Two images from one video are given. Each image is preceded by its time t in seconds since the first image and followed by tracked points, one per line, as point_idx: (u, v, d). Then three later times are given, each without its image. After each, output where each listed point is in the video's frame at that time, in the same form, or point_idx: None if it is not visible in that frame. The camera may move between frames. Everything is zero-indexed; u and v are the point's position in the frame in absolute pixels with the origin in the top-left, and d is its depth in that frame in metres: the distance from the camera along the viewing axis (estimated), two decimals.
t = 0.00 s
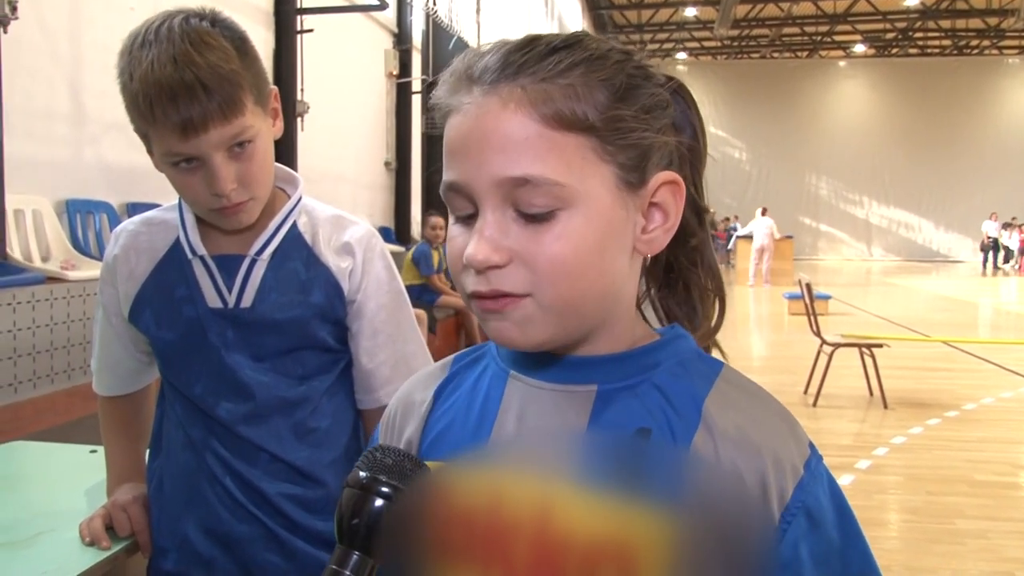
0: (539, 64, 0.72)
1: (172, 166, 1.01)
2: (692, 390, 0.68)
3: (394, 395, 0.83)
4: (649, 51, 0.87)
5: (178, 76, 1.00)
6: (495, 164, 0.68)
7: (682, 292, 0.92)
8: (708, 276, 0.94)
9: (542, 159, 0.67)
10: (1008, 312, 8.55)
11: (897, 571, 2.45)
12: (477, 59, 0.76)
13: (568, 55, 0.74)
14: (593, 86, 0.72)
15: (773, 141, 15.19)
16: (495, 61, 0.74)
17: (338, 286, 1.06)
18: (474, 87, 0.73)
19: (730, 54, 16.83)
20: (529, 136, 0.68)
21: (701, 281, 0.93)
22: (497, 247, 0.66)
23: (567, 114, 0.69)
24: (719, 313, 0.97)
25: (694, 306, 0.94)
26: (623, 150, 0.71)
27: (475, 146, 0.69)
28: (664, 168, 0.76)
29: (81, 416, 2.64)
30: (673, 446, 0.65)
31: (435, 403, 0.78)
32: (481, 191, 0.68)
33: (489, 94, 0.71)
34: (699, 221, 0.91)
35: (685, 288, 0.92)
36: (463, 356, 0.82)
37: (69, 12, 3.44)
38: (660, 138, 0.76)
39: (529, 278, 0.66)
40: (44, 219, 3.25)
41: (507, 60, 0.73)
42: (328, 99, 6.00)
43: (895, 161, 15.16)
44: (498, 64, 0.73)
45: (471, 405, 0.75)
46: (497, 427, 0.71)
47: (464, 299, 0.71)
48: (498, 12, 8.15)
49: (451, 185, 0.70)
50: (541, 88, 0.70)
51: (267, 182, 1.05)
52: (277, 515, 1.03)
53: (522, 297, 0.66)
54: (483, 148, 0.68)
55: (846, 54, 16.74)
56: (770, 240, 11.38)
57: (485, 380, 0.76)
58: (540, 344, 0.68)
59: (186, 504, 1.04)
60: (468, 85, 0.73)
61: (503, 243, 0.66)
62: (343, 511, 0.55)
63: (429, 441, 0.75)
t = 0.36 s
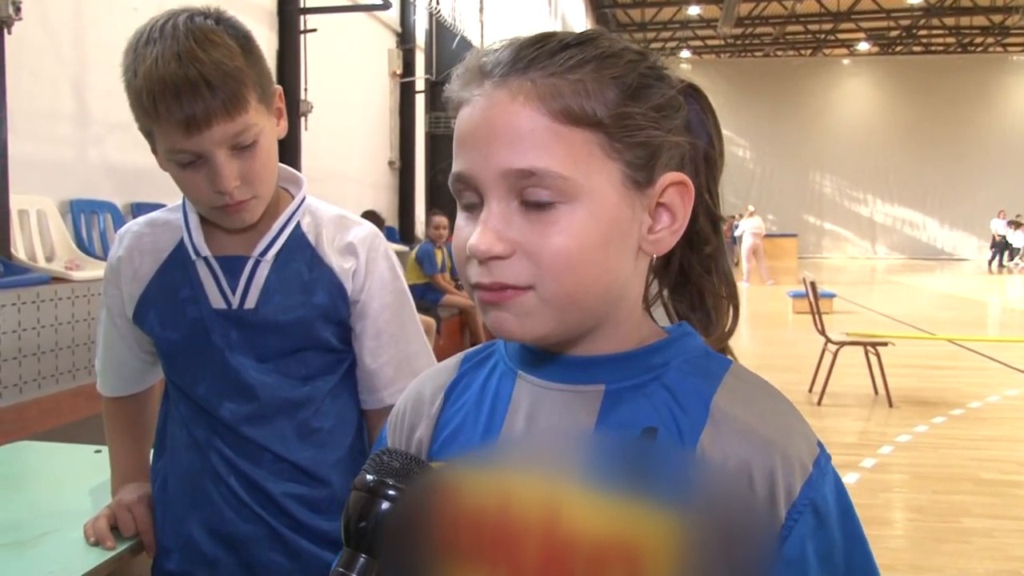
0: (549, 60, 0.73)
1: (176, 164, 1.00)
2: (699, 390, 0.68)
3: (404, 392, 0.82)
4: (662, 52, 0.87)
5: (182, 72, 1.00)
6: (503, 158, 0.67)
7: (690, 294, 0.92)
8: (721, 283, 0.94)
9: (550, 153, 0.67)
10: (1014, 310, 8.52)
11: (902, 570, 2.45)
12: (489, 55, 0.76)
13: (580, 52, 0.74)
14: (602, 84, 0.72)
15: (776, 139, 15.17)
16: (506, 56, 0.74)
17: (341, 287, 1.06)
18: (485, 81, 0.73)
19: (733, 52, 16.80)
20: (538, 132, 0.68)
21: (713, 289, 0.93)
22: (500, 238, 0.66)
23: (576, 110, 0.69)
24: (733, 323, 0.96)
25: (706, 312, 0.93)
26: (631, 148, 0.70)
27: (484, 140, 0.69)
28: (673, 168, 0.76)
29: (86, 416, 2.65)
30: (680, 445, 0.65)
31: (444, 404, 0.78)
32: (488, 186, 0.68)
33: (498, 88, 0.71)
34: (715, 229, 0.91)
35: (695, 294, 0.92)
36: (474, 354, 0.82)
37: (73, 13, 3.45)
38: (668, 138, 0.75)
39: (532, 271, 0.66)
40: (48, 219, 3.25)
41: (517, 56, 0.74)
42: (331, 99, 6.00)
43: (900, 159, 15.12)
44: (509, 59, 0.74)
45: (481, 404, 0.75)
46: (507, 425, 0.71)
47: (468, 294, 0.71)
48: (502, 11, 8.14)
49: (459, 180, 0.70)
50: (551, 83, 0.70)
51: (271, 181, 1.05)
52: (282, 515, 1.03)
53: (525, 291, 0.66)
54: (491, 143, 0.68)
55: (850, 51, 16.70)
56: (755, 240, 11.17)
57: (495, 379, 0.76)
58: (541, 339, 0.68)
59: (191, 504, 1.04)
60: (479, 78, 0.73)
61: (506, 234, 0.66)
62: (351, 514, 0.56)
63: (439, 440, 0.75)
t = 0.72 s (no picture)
0: (551, 59, 0.73)
1: (186, 163, 1.00)
2: (703, 391, 0.68)
3: (406, 391, 0.81)
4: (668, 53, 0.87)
5: (199, 72, 1.00)
6: (506, 157, 0.68)
7: (699, 293, 0.93)
8: (736, 285, 0.94)
9: (551, 149, 0.67)
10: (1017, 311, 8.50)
11: (904, 571, 2.45)
12: (492, 57, 0.77)
13: (582, 52, 0.74)
14: (605, 83, 0.72)
15: (779, 140, 15.16)
16: (508, 56, 0.74)
17: (345, 290, 1.06)
18: (489, 80, 0.73)
19: (736, 53, 16.79)
20: (542, 131, 0.68)
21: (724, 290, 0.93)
22: (500, 233, 0.66)
23: (575, 109, 0.69)
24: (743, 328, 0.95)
25: (719, 314, 0.94)
26: (633, 147, 0.70)
27: (488, 140, 0.69)
28: (676, 169, 0.76)
29: (89, 416, 2.66)
30: (685, 449, 0.65)
31: (448, 404, 0.77)
32: (490, 185, 0.68)
33: (502, 88, 0.71)
34: (727, 233, 0.90)
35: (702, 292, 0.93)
36: (479, 353, 0.81)
37: (75, 14, 3.45)
38: (672, 138, 0.75)
39: (533, 266, 0.66)
40: (51, 220, 3.26)
41: (520, 56, 0.74)
42: (334, 99, 6.01)
43: (902, 159, 15.10)
44: (513, 58, 0.74)
45: (486, 405, 0.74)
46: (512, 425, 0.71)
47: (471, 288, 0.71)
48: (504, 12, 8.15)
49: (464, 180, 0.70)
50: (551, 81, 0.70)
51: (278, 184, 1.05)
52: (283, 516, 1.03)
53: (525, 285, 0.66)
54: (495, 143, 0.69)
55: (852, 52, 16.68)
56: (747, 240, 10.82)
57: (499, 379, 0.76)
58: (538, 335, 0.68)
59: (192, 505, 1.04)
60: (483, 79, 0.74)
61: (505, 229, 0.66)
62: (350, 514, 0.55)
63: (445, 441, 0.74)
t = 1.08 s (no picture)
0: (563, 58, 0.73)
1: (195, 147, 0.99)
2: (708, 389, 0.68)
3: (407, 388, 0.81)
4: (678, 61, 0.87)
5: (233, 66, 1.00)
6: (516, 152, 0.68)
7: (710, 304, 0.93)
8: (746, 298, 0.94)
9: (559, 146, 0.67)
10: (1016, 310, 8.50)
11: (905, 571, 2.45)
12: (505, 55, 0.77)
13: (593, 52, 0.74)
14: (616, 83, 0.72)
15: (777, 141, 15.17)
16: (521, 54, 0.75)
17: (343, 293, 1.07)
18: (500, 78, 0.73)
19: (734, 54, 16.80)
20: (552, 128, 0.68)
21: (738, 302, 0.93)
22: (504, 226, 0.66)
23: (586, 107, 0.69)
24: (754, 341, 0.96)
25: (731, 325, 0.94)
26: (642, 146, 0.70)
27: (498, 135, 0.69)
28: (683, 172, 0.76)
29: (89, 419, 2.66)
30: (690, 449, 0.64)
31: (451, 404, 0.76)
32: (498, 180, 0.68)
33: (514, 84, 0.71)
34: (741, 246, 0.91)
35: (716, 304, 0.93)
36: (479, 354, 0.80)
37: (74, 16, 3.45)
38: (680, 140, 0.76)
39: (537, 261, 0.66)
40: (50, 222, 3.26)
41: (533, 53, 0.74)
42: (333, 101, 6.01)
43: (901, 159, 15.11)
44: (524, 56, 0.74)
45: (490, 404, 0.73)
46: (517, 423, 0.70)
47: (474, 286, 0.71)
48: (503, 13, 8.15)
49: (473, 175, 0.71)
50: (562, 78, 0.71)
51: (282, 189, 1.05)
52: (280, 520, 1.03)
53: (529, 279, 0.66)
54: (505, 138, 0.69)
55: (851, 52, 16.69)
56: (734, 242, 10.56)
57: (504, 378, 0.75)
58: (542, 333, 0.67)
59: (190, 510, 1.04)
60: (494, 77, 0.74)
61: (512, 222, 0.66)
62: (342, 516, 0.56)
63: (447, 441, 0.74)
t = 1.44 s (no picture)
0: (563, 60, 0.73)
1: (177, 133, 1.00)
2: (707, 385, 0.68)
3: (409, 391, 0.81)
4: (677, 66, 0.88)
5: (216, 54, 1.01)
6: (513, 153, 0.68)
7: (714, 308, 0.93)
8: (749, 302, 0.94)
9: (557, 147, 0.68)
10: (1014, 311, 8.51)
11: (904, 572, 2.45)
12: (506, 58, 0.77)
13: (594, 54, 0.75)
14: (616, 85, 0.72)
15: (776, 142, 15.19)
16: (522, 56, 0.75)
17: (330, 286, 1.08)
18: (501, 80, 0.74)
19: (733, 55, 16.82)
20: (552, 129, 0.68)
21: (743, 307, 0.93)
22: (501, 224, 0.66)
23: (586, 109, 0.70)
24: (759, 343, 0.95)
25: (734, 330, 0.93)
26: (641, 149, 0.71)
27: (497, 135, 0.69)
28: (682, 174, 0.76)
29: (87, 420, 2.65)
30: (685, 447, 0.64)
31: (452, 405, 0.76)
32: (497, 179, 0.68)
33: (515, 86, 0.71)
34: (745, 251, 0.91)
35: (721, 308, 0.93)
36: (482, 355, 0.80)
37: (75, 18, 3.46)
38: (680, 143, 0.76)
39: (533, 260, 0.66)
40: (50, 223, 3.26)
41: (534, 56, 0.74)
42: (332, 102, 6.01)
43: (900, 160, 15.12)
44: (525, 58, 0.75)
45: (490, 403, 0.73)
46: (516, 424, 0.70)
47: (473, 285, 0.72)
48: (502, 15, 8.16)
49: (473, 176, 0.71)
50: (562, 80, 0.71)
51: (262, 180, 1.05)
52: (276, 524, 1.03)
53: (524, 280, 0.66)
54: (506, 139, 0.69)
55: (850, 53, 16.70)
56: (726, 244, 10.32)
57: (504, 378, 0.75)
58: (538, 333, 0.67)
59: (185, 518, 1.04)
60: (496, 79, 0.74)
61: (508, 222, 0.67)
62: (335, 513, 0.54)
63: (449, 442, 0.74)
